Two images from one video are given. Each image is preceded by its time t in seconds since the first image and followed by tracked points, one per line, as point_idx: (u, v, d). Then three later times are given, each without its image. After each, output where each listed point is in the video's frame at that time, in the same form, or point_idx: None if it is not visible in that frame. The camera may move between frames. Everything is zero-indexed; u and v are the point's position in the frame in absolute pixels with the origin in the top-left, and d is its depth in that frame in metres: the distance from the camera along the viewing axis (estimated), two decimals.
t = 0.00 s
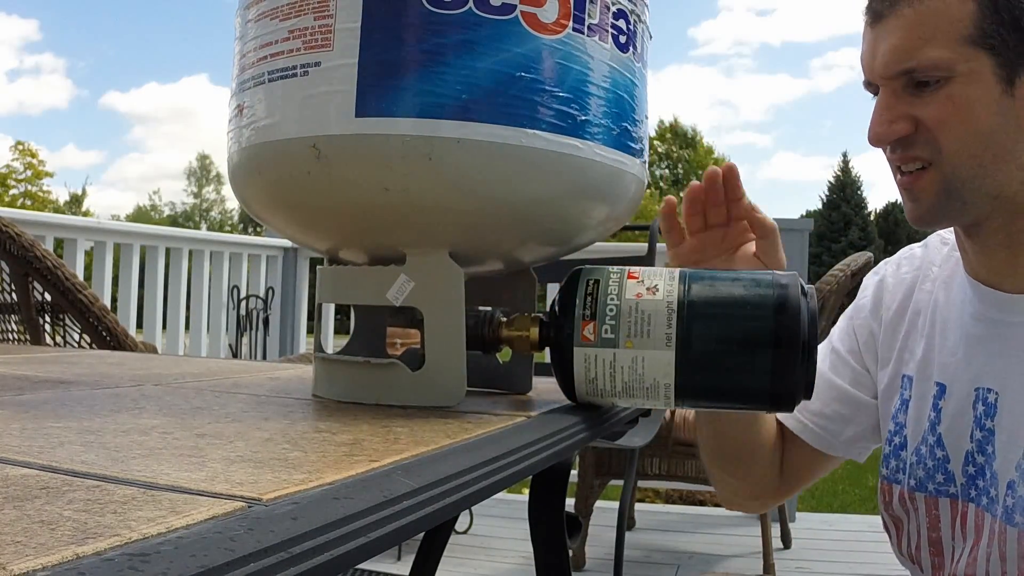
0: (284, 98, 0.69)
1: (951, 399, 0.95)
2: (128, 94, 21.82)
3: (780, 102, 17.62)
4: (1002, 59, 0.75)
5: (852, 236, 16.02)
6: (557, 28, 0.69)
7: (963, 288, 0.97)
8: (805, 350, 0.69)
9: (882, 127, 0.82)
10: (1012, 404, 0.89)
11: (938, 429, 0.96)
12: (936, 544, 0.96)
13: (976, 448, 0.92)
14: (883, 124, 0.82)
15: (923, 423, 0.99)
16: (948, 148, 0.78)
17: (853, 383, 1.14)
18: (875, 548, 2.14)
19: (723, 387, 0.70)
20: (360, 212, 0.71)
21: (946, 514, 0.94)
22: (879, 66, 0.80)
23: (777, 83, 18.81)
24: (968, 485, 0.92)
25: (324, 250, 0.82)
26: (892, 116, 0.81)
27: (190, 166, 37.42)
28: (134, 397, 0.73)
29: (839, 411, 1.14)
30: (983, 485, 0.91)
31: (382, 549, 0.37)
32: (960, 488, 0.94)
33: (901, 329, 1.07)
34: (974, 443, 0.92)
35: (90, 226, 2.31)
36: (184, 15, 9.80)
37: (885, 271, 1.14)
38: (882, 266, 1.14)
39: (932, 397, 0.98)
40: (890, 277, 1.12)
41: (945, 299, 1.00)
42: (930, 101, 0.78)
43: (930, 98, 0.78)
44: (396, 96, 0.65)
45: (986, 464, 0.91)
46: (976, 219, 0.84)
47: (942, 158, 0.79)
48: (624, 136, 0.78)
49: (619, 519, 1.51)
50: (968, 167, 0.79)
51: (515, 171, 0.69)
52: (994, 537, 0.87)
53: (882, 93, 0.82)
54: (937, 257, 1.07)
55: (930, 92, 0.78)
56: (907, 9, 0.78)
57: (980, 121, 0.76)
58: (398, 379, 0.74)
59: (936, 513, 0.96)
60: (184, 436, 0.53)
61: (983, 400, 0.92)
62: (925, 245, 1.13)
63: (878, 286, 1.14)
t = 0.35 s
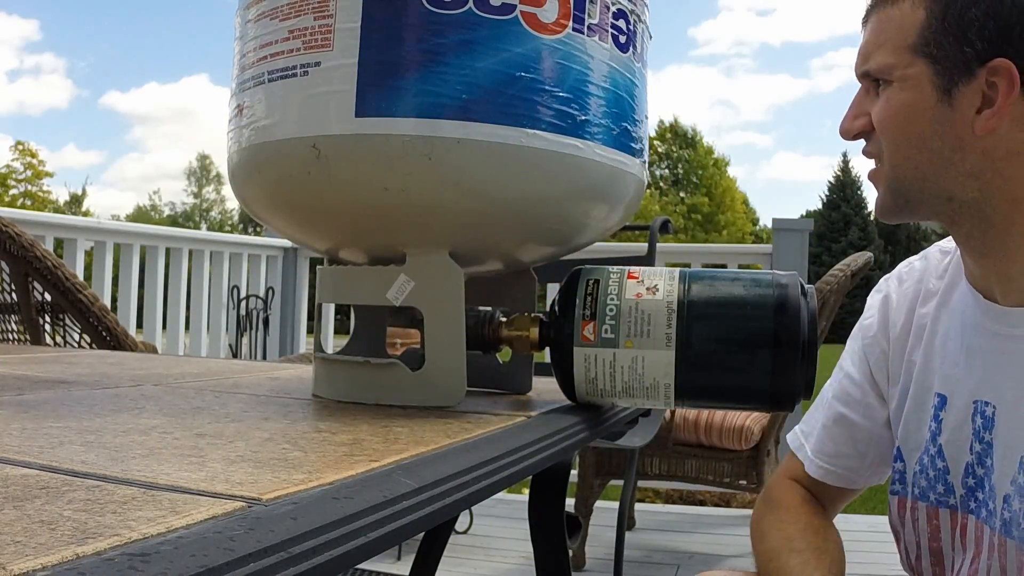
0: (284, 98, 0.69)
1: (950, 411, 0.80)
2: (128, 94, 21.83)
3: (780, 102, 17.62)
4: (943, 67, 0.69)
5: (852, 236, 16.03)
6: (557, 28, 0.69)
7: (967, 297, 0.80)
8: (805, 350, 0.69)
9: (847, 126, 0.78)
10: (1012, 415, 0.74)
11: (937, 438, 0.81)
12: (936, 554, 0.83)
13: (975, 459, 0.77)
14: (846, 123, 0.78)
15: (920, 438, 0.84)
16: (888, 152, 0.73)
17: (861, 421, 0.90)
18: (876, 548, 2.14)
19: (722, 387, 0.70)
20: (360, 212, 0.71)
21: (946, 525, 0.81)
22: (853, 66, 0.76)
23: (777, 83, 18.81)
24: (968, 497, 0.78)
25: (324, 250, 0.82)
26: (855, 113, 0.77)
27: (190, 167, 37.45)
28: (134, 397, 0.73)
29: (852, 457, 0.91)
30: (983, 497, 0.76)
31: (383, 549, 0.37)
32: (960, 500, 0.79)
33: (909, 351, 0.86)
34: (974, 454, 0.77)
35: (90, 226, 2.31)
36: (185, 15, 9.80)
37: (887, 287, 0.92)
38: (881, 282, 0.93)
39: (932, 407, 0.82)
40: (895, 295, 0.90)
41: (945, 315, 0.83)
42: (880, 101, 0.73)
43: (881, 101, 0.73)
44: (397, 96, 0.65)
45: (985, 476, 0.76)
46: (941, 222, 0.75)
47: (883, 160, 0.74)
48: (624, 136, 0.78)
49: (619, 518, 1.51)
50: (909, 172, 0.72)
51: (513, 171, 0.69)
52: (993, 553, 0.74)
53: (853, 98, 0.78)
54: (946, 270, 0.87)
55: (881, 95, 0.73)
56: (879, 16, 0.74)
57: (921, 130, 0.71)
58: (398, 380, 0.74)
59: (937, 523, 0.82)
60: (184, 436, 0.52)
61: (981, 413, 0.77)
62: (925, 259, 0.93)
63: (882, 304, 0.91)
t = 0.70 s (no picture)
0: (284, 98, 0.69)
1: (943, 416, 0.80)
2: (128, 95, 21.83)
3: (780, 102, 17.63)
4: (919, 81, 0.70)
5: (852, 236, 16.03)
6: (557, 28, 0.69)
7: (959, 302, 0.80)
8: (805, 351, 0.69)
9: (838, 144, 0.79)
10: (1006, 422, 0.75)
11: (931, 440, 0.81)
12: (919, 557, 0.83)
13: (966, 465, 0.78)
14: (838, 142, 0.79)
15: (915, 439, 0.84)
16: (874, 169, 0.74)
17: (862, 416, 0.90)
18: (875, 548, 2.14)
19: (721, 387, 0.70)
20: (359, 212, 0.71)
21: (929, 527, 0.82)
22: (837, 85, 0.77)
23: (777, 83, 18.81)
24: (953, 503, 0.79)
25: (324, 250, 0.82)
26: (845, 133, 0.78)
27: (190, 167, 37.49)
28: (134, 397, 0.73)
29: (854, 453, 0.91)
30: (972, 503, 0.77)
31: (383, 548, 0.37)
32: (944, 505, 0.80)
33: (908, 347, 0.86)
34: (965, 459, 0.78)
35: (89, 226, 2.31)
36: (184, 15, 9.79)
37: (888, 281, 0.91)
38: (882, 275, 0.92)
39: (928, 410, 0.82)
40: (896, 288, 0.90)
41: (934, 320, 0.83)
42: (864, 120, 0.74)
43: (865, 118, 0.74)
44: (397, 96, 0.65)
45: (976, 481, 0.77)
46: (932, 236, 0.75)
47: (871, 176, 0.75)
48: (624, 136, 0.78)
49: (619, 518, 1.51)
50: (896, 188, 0.73)
51: (513, 170, 0.69)
52: (989, 558, 0.76)
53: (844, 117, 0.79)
54: (944, 265, 0.86)
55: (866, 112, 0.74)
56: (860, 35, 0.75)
57: (902, 144, 0.71)
58: (398, 380, 0.74)
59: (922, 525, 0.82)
60: (184, 436, 0.53)
61: (973, 419, 0.77)
62: (926, 252, 0.92)
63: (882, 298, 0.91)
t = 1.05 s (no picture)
0: (284, 97, 0.69)
1: (943, 416, 0.80)
2: (128, 95, 21.84)
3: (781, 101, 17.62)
4: (916, 85, 0.70)
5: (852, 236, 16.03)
6: (557, 28, 0.69)
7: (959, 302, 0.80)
8: (804, 350, 0.69)
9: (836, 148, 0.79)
10: (1006, 423, 0.75)
11: (930, 441, 0.81)
12: (918, 557, 0.83)
13: (965, 466, 0.78)
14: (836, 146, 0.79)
15: (913, 440, 0.84)
16: (873, 173, 0.74)
17: (860, 418, 0.90)
18: (875, 548, 2.14)
19: (721, 387, 0.70)
20: (359, 212, 0.71)
21: (928, 528, 0.82)
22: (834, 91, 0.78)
23: (777, 83, 18.81)
24: (951, 504, 0.79)
25: (323, 250, 0.82)
26: (842, 138, 0.78)
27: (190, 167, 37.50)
28: (134, 397, 0.73)
29: (852, 454, 0.91)
30: (971, 504, 0.77)
31: (383, 548, 0.37)
32: (942, 507, 0.80)
33: (905, 348, 0.86)
34: (963, 460, 0.78)
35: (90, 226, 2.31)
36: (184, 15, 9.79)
37: (884, 282, 0.91)
38: (878, 276, 0.92)
39: (926, 411, 0.82)
40: (893, 289, 0.90)
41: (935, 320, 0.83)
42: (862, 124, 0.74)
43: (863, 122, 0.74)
44: (397, 96, 0.65)
45: (975, 483, 0.77)
46: (932, 240, 0.75)
47: (869, 180, 0.75)
48: (624, 136, 0.78)
49: (619, 518, 1.51)
50: (895, 192, 0.73)
51: (512, 170, 0.69)
52: (987, 559, 0.76)
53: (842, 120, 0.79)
54: (941, 266, 0.86)
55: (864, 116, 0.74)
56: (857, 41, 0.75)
57: (900, 148, 0.71)
58: (398, 380, 0.75)
59: (921, 526, 0.83)
60: (184, 436, 0.52)
61: (972, 420, 0.77)
62: (923, 253, 0.92)
63: (879, 299, 0.91)
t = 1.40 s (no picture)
0: (284, 97, 0.69)
1: (946, 416, 0.80)
2: (128, 95, 21.85)
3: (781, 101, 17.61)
4: (922, 87, 0.70)
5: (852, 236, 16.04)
6: (557, 28, 0.69)
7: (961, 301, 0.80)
8: (804, 350, 0.70)
9: (841, 149, 0.79)
10: (1011, 423, 0.75)
11: (933, 441, 0.81)
12: (921, 557, 0.83)
13: (969, 465, 0.78)
14: (842, 148, 0.79)
15: (917, 439, 0.84)
16: (876, 175, 0.74)
17: (863, 417, 0.90)
18: (875, 548, 2.14)
19: (721, 387, 0.70)
20: (360, 212, 0.71)
21: (932, 528, 0.82)
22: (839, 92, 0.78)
23: (777, 83, 18.82)
24: (956, 503, 0.79)
25: (324, 250, 0.82)
26: (847, 139, 0.78)
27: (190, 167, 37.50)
28: (134, 397, 0.73)
29: (855, 454, 0.91)
30: (975, 503, 0.77)
31: (383, 549, 0.37)
32: (946, 506, 0.80)
33: (908, 348, 0.86)
34: (968, 460, 0.78)
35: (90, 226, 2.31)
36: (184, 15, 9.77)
37: (888, 282, 0.91)
38: (881, 276, 0.92)
39: (930, 411, 0.82)
40: (896, 289, 0.90)
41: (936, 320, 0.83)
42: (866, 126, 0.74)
43: (867, 124, 0.74)
44: (397, 96, 0.65)
45: (979, 482, 0.77)
46: (938, 240, 0.75)
47: (873, 182, 0.75)
48: (624, 136, 0.78)
49: (619, 518, 1.51)
50: (899, 193, 0.73)
51: (514, 170, 0.69)
52: (992, 559, 0.76)
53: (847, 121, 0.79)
54: (945, 266, 0.86)
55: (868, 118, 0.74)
56: (861, 42, 0.75)
57: (905, 150, 0.71)
58: (398, 380, 0.75)
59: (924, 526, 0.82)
60: (184, 436, 0.52)
61: (977, 420, 0.77)
62: (927, 253, 0.91)
63: (882, 299, 0.91)
